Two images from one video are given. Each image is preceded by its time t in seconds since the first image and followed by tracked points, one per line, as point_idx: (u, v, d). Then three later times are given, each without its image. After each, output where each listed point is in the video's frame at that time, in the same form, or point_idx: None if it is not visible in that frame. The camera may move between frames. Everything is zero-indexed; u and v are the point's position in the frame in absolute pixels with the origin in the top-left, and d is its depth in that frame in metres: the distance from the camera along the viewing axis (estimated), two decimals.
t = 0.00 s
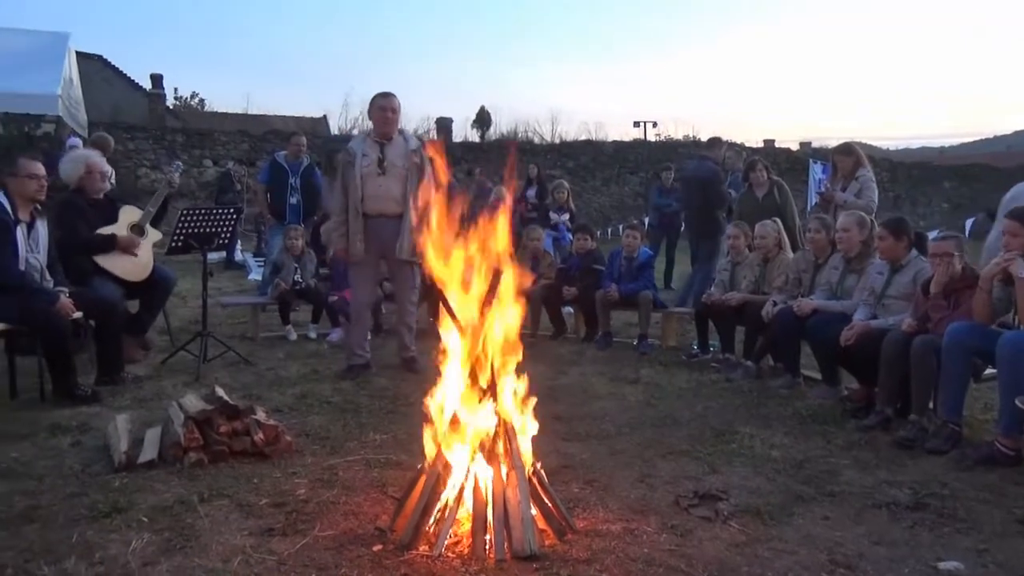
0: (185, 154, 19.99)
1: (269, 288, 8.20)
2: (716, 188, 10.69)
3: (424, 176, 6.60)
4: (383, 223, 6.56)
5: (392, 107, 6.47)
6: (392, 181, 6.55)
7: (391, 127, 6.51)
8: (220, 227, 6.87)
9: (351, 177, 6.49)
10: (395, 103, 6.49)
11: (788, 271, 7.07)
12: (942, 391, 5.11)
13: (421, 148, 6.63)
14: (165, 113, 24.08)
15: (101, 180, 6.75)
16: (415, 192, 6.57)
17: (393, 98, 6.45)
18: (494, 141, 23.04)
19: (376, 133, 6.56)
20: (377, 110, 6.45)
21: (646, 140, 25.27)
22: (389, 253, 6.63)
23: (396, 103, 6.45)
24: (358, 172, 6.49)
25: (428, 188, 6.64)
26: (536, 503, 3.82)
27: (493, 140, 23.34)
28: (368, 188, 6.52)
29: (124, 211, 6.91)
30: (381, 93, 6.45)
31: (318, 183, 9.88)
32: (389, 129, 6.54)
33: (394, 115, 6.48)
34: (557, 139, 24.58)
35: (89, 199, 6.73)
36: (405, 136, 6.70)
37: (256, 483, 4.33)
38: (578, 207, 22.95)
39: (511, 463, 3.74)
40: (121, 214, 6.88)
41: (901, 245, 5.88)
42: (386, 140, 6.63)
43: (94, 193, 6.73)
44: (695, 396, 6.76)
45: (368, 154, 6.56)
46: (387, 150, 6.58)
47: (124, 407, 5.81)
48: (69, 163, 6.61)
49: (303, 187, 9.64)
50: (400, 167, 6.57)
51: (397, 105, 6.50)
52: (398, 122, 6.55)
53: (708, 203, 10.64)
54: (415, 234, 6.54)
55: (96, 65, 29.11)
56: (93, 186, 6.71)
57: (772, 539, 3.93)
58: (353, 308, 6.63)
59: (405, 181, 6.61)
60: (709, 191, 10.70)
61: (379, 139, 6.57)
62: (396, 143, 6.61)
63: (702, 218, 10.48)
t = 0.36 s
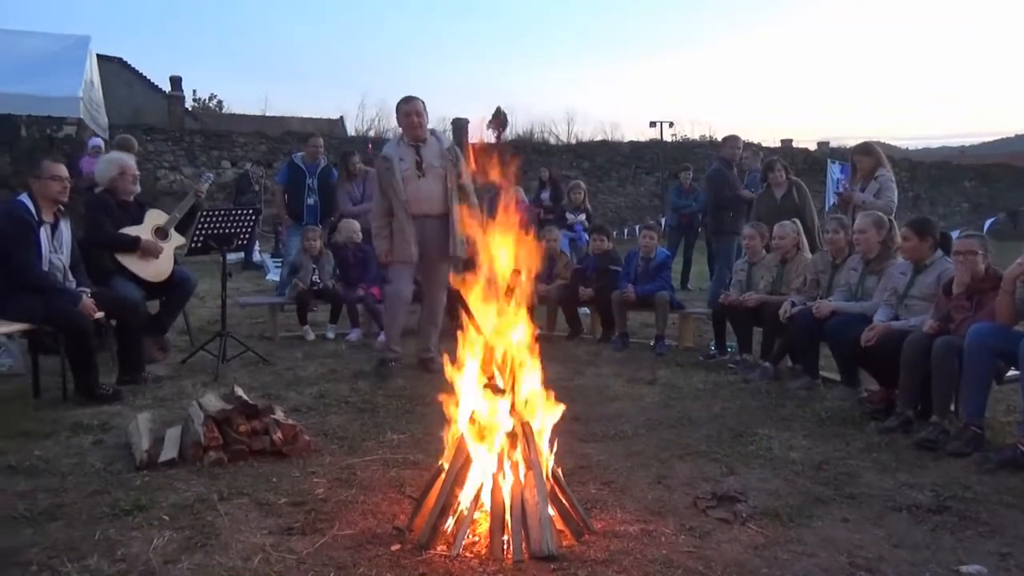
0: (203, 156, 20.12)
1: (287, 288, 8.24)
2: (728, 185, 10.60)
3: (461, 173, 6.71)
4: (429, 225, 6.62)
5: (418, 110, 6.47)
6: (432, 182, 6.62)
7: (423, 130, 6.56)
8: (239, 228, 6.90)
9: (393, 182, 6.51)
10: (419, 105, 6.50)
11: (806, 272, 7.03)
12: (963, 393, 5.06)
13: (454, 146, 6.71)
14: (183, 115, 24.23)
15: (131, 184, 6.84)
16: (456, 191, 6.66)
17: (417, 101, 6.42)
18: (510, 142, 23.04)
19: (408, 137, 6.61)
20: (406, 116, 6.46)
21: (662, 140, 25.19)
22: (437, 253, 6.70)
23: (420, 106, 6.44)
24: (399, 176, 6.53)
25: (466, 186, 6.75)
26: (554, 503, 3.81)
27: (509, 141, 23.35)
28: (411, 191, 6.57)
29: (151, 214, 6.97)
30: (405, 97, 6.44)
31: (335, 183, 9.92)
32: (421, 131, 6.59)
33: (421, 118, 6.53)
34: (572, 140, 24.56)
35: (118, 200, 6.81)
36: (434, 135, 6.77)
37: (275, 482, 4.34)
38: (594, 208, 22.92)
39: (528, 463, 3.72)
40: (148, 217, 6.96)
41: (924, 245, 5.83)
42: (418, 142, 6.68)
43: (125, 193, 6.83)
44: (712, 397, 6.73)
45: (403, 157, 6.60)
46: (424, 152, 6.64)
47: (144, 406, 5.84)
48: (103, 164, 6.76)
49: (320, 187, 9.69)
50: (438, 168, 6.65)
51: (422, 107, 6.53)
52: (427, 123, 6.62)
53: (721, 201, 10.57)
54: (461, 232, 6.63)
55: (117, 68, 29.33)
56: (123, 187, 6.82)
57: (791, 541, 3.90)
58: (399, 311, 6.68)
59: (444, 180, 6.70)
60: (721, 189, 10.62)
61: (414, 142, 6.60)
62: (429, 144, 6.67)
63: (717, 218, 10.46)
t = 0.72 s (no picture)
0: (224, 156, 20.24)
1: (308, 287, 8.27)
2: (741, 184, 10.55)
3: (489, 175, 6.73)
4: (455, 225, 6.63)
5: (449, 111, 6.44)
6: (460, 183, 6.61)
7: (453, 130, 6.53)
8: (260, 227, 6.94)
9: (421, 182, 6.53)
10: (451, 105, 6.46)
11: (827, 272, 6.98)
12: (988, 394, 5.02)
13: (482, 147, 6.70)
14: (204, 116, 24.40)
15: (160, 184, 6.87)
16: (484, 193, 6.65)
17: (449, 101, 6.40)
18: (528, 141, 23.03)
19: (437, 137, 6.59)
20: (437, 116, 6.43)
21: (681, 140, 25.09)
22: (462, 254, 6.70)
23: (453, 106, 6.41)
24: (427, 176, 6.53)
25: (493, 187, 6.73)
26: (574, 503, 3.81)
27: (527, 141, 23.33)
28: (438, 192, 6.57)
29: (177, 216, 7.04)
30: (438, 97, 6.41)
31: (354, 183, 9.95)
32: (451, 131, 6.56)
33: (453, 118, 6.49)
34: (591, 139, 24.51)
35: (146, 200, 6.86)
36: (463, 135, 6.76)
37: (296, 479, 4.36)
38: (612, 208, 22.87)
39: (548, 463, 3.72)
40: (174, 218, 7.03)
41: (950, 244, 5.77)
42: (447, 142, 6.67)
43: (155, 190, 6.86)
44: (732, 397, 6.70)
45: (432, 157, 6.58)
46: (453, 152, 6.62)
47: (167, 403, 5.89)
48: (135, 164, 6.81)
49: (339, 185, 9.73)
50: (466, 169, 6.64)
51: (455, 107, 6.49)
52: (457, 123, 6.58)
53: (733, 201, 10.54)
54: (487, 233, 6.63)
55: (139, 70, 29.58)
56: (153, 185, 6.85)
57: (812, 543, 3.88)
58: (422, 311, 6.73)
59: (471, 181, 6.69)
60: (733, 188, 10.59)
61: (443, 142, 6.59)
62: (458, 145, 6.66)
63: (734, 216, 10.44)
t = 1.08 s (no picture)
0: (245, 157, 20.35)
1: (328, 288, 8.29)
2: (762, 186, 10.49)
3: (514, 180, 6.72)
4: (482, 231, 6.59)
5: (478, 115, 6.38)
6: (487, 188, 6.57)
7: (480, 135, 6.47)
8: (282, 228, 6.96)
9: (450, 187, 6.45)
10: (480, 110, 6.40)
11: (850, 275, 6.92)
12: (1013, 399, 4.95)
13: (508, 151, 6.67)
14: (225, 117, 24.57)
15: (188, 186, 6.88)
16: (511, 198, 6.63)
17: (479, 105, 6.35)
18: (547, 142, 23.01)
19: (464, 141, 6.52)
20: (467, 120, 6.36)
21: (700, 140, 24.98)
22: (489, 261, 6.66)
23: (483, 111, 6.36)
24: (455, 182, 6.47)
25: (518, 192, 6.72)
26: (594, 505, 3.79)
27: (546, 142, 23.31)
28: (466, 197, 6.51)
29: (202, 217, 7.08)
30: (468, 101, 6.34)
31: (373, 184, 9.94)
32: (478, 136, 6.50)
33: (481, 122, 6.44)
34: (610, 140, 24.46)
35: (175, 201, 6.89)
36: (488, 138, 6.71)
37: (316, 479, 4.37)
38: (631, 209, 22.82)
39: (568, 464, 3.70)
40: (199, 219, 7.07)
41: (973, 246, 5.70)
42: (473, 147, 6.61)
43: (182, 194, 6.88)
44: (753, 400, 6.65)
45: (461, 162, 6.52)
46: (480, 157, 6.57)
47: (189, 402, 5.92)
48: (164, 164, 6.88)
49: (357, 186, 9.75)
50: (493, 174, 6.60)
51: (484, 112, 6.44)
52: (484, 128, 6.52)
53: (755, 203, 10.48)
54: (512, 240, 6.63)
55: (162, 71, 29.82)
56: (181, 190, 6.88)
57: (835, 548, 3.84)
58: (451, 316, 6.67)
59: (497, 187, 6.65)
60: (754, 190, 10.54)
61: (470, 147, 6.52)
62: (484, 149, 6.61)
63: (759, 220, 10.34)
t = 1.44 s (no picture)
0: (269, 158, 20.47)
1: (351, 288, 8.32)
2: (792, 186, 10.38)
3: (545, 180, 6.65)
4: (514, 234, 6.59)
5: (504, 117, 6.30)
6: (518, 191, 6.53)
7: (507, 137, 6.40)
8: (307, 227, 6.99)
9: (481, 191, 6.44)
10: (506, 111, 6.32)
11: (877, 275, 6.85)
12: None
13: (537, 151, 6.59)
14: (249, 118, 24.73)
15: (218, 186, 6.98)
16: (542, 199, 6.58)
17: (505, 108, 6.28)
18: (569, 142, 22.98)
19: (492, 143, 6.46)
20: (493, 124, 6.30)
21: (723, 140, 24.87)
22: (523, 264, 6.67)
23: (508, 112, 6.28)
24: (485, 186, 6.44)
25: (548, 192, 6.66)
26: (618, 505, 3.77)
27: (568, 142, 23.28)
28: (498, 200, 6.50)
29: (229, 218, 7.14)
30: (493, 103, 6.26)
31: (396, 184, 9.95)
32: (506, 137, 6.43)
33: (508, 124, 6.37)
34: (632, 139, 24.39)
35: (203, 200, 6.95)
36: (516, 137, 6.65)
37: (341, 477, 4.38)
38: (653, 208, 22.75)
39: (593, 464, 3.68)
40: (226, 220, 7.13)
41: (1003, 245, 5.62)
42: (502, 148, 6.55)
43: (212, 193, 6.97)
44: (778, 401, 6.59)
45: (490, 165, 6.47)
46: (509, 159, 6.52)
47: (216, 400, 5.96)
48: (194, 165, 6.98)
49: (380, 186, 9.76)
50: (523, 176, 6.55)
51: (509, 113, 6.35)
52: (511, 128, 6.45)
53: (788, 203, 10.38)
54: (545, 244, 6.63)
55: (188, 72, 30.08)
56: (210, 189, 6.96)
57: (863, 551, 3.80)
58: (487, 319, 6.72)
59: (529, 188, 6.60)
60: (787, 190, 10.44)
61: (499, 149, 6.47)
62: (513, 150, 6.55)
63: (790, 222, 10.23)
